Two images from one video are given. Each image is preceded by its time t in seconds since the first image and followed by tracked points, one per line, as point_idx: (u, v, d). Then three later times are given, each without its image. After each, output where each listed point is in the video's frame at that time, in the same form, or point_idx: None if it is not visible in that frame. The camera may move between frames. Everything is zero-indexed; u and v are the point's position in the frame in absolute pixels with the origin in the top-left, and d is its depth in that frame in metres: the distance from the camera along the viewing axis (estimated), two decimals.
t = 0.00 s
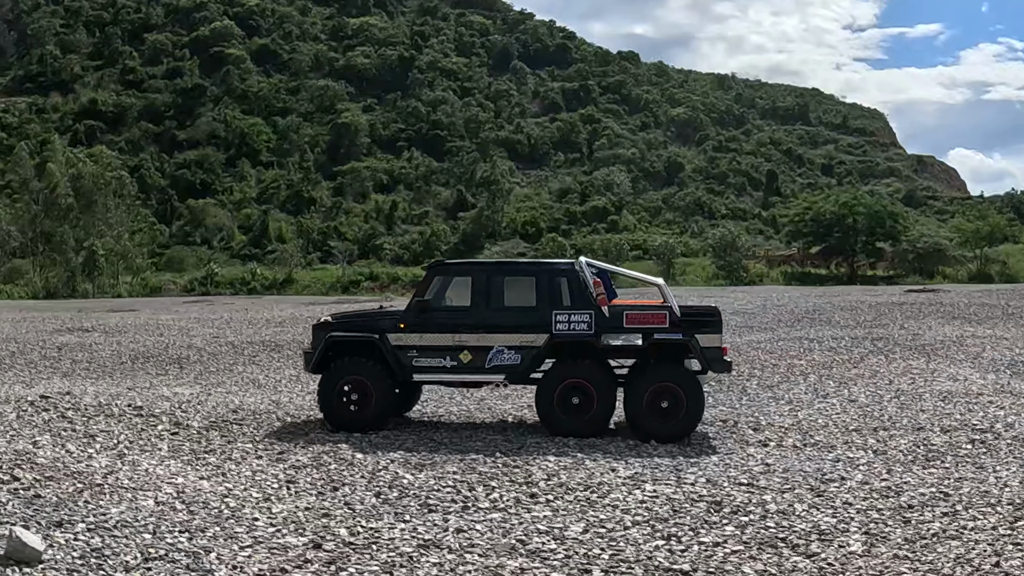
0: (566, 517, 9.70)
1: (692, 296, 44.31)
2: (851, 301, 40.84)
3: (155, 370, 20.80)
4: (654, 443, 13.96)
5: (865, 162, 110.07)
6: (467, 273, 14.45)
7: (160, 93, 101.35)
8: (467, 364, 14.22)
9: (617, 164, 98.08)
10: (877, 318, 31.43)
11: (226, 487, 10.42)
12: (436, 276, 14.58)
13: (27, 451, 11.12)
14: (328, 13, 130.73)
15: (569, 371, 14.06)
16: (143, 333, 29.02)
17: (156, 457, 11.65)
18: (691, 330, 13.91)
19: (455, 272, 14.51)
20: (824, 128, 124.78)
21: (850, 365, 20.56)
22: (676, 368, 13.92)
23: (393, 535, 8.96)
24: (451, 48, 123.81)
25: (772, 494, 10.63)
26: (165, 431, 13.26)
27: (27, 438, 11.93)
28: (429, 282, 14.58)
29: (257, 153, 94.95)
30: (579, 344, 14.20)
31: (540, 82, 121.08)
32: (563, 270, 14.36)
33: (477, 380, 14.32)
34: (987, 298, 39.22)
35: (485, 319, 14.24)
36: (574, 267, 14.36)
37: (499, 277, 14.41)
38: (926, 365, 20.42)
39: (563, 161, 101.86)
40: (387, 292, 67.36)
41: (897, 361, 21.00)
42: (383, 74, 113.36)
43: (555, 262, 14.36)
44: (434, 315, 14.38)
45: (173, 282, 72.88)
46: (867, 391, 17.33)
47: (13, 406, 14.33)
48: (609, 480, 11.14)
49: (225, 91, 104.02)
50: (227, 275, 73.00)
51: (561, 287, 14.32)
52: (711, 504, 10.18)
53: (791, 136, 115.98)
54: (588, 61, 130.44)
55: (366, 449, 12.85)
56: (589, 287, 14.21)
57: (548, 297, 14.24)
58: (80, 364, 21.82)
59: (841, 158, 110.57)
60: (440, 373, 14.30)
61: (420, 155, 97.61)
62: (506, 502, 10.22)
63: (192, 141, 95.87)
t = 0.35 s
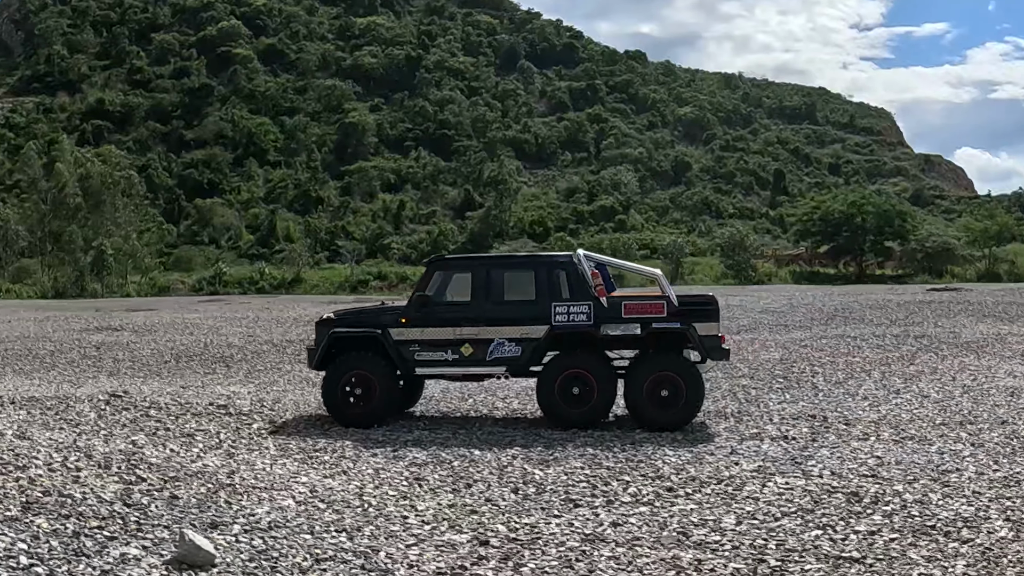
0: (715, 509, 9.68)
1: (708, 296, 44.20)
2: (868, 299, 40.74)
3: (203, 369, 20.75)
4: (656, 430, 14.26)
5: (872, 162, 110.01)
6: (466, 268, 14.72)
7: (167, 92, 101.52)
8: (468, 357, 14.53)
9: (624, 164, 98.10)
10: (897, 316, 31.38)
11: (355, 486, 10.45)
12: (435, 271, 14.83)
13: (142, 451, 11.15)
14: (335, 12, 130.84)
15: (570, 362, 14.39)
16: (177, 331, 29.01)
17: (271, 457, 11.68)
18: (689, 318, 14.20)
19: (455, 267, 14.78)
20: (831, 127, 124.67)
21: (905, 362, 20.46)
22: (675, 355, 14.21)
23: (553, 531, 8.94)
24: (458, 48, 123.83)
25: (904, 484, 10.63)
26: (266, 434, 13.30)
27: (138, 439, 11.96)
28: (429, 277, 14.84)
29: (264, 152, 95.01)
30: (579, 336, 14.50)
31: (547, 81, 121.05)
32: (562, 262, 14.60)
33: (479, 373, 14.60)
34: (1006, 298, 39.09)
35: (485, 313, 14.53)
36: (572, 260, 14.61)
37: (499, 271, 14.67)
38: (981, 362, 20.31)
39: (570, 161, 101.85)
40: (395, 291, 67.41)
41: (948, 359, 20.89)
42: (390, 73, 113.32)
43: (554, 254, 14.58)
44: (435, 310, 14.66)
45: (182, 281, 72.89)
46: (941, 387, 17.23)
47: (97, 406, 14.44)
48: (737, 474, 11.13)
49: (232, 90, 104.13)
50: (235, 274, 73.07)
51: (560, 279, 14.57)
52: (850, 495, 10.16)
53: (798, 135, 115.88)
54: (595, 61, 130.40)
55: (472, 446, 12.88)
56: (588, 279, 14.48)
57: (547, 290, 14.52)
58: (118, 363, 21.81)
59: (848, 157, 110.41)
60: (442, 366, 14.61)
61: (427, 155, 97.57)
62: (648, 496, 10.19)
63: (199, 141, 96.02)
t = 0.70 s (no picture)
0: (884, 507, 9.53)
1: (726, 296, 44.22)
2: (888, 298, 40.74)
3: (258, 370, 20.75)
4: (660, 432, 14.02)
5: (880, 161, 109.99)
6: (470, 269, 14.42)
7: (175, 92, 101.62)
8: (474, 359, 14.23)
9: (632, 163, 98.07)
10: (920, 316, 31.36)
11: (514, 494, 10.24)
12: (439, 273, 14.53)
13: (276, 458, 11.03)
14: (343, 12, 130.88)
15: (573, 365, 14.10)
16: (212, 331, 29.03)
17: (410, 463, 11.64)
18: (692, 319, 13.98)
19: (458, 268, 14.48)
20: (838, 126, 124.57)
21: (968, 363, 20.23)
22: (677, 356, 13.99)
23: (745, 532, 8.81)
24: (466, 48, 123.83)
25: None
26: (387, 441, 13.26)
27: (274, 447, 11.95)
28: (432, 279, 14.54)
29: (272, 152, 94.96)
30: (582, 338, 14.22)
31: (554, 81, 121.07)
32: (566, 264, 14.31)
33: (484, 375, 14.32)
34: None
35: (491, 314, 14.24)
36: (575, 261, 14.32)
37: (504, 272, 14.39)
38: None
39: (579, 161, 101.84)
40: (404, 291, 67.51)
41: (1008, 360, 20.65)
42: (398, 73, 113.33)
43: (557, 256, 14.30)
44: (440, 311, 14.37)
45: (190, 281, 72.85)
46: None
47: (199, 411, 14.61)
48: (885, 472, 10.96)
49: (240, 90, 104.15)
50: (245, 274, 73.04)
51: (563, 282, 14.28)
52: (1006, 491, 10.00)
53: (806, 135, 115.80)
54: (603, 60, 130.38)
55: (602, 447, 12.73)
56: (591, 280, 14.17)
57: (551, 291, 14.21)
58: (156, 364, 21.84)
59: (856, 157, 110.37)
60: (448, 368, 14.33)
61: (435, 155, 97.56)
62: (812, 495, 10.05)
63: (207, 141, 96.06)
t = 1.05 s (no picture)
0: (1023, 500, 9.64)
1: (743, 295, 44.22)
2: (909, 298, 40.73)
3: (298, 370, 20.82)
4: (665, 431, 14.10)
5: (888, 160, 109.96)
6: (477, 269, 14.41)
7: (183, 92, 101.83)
8: (482, 359, 14.24)
9: (640, 163, 98.10)
10: (941, 315, 31.31)
11: (665, 491, 10.26)
12: (446, 272, 14.53)
13: (401, 461, 11.13)
14: (351, 11, 130.96)
15: (579, 364, 14.13)
16: (240, 331, 29.12)
17: (538, 462, 11.65)
18: (697, 320, 14.09)
19: (466, 268, 14.47)
20: (846, 125, 124.48)
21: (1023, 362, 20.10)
22: (682, 355, 14.07)
23: (901, 524, 8.91)
24: (473, 47, 123.90)
25: None
26: (403, 440, 13.26)
27: (392, 452, 11.99)
28: (440, 279, 14.54)
29: (280, 152, 95.00)
30: (588, 338, 14.25)
31: (562, 80, 121.16)
32: (572, 264, 14.36)
33: (492, 374, 14.34)
34: None
35: (498, 313, 14.25)
36: (581, 261, 14.34)
37: (511, 273, 14.41)
38: None
39: (586, 160, 101.89)
40: (412, 290, 67.61)
41: None
42: (406, 72, 113.38)
43: (563, 257, 14.34)
44: (448, 311, 14.37)
45: (199, 281, 72.87)
46: None
47: (282, 418, 14.99)
48: (1010, 467, 11.02)
49: (248, 90, 104.27)
50: (253, 274, 73.06)
51: (570, 281, 14.32)
52: None
53: (814, 134, 115.68)
54: (610, 60, 130.36)
55: (720, 446, 12.70)
56: (596, 280, 14.22)
57: (557, 290, 14.25)
58: (187, 363, 21.93)
59: (864, 156, 110.38)
60: (456, 368, 14.33)
61: (443, 155, 97.61)
62: (948, 489, 10.15)
63: (215, 140, 96.20)
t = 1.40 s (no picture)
0: None
1: (761, 295, 44.20)
2: (929, 296, 40.82)
3: (333, 368, 20.80)
4: (677, 423, 14.20)
5: (896, 160, 109.96)
6: (490, 263, 14.38)
7: (191, 92, 102.00)
8: (496, 354, 14.28)
9: (648, 162, 98.08)
10: (965, 314, 31.28)
11: (814, 478, 10.38)
12: (461, 267, 14.48)
13: (536, 455, 11.12)
14: (358, 11, 131.10)
15: (592, 358, 14.19)
16: (267, 330, 29.15)
17: (674, 454, 11.62)
18: (710, 313, 14.09)
19: (479, 262, 14.43)
20: (854, 125, 124.42)
21: None
22: (694, 349, 14.11)
23: None
24: (481, 47, 123.97)
25: None
26: (427, 434, 13.30)
27: (516, 446, 11.90)
28: (453, 274, 14.51)
29: (289, 152, 94.93)
30: (602, 332, 14.30)
31: (570, 80, 121.29)
32: (585, 260, 14.35)
33: (506, 369, 14.37)
34: None
35: (511, 309, 14.27)
36: (594, 256, 14.34)
37: (525, 267, 14.38)
38: None
39: (595, 160, 101.95)
40: (422, 289, 67.61)
41: None
42: (414, 72, 113.43)
43: (577, 252, 14.32)
44: (462, 306, 14.35)
45: (208, 280, 72.81)
46: None
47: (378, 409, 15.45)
48: None
49: (256, 90, 104.33)
50: (263, 274, 72.99)
51: (583, 277, 14.32)
52: None
53: (823, 134, 115.64)
54: (619, 59, 130.35)
55: (842, 436, 12.68)
56: (609, 275, 14.22)
57: (571, 286, 14.27)
58: (223, 360, 21.94)
59: (872, 156, 110.41)
60: (470, 363, 14.34)
61: (451, 155, 97.66)
62: None
63: (224, 140, 96.27)
